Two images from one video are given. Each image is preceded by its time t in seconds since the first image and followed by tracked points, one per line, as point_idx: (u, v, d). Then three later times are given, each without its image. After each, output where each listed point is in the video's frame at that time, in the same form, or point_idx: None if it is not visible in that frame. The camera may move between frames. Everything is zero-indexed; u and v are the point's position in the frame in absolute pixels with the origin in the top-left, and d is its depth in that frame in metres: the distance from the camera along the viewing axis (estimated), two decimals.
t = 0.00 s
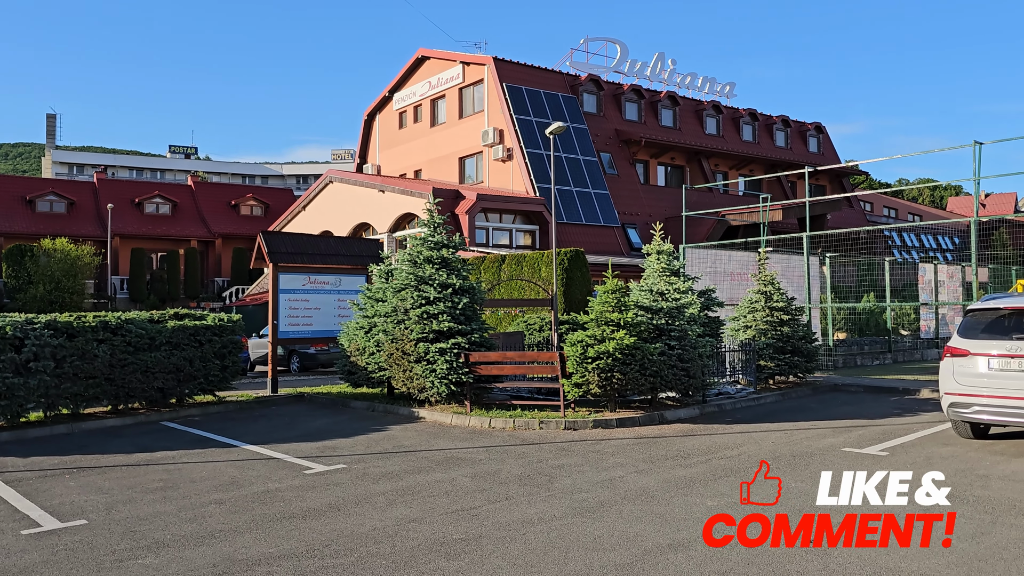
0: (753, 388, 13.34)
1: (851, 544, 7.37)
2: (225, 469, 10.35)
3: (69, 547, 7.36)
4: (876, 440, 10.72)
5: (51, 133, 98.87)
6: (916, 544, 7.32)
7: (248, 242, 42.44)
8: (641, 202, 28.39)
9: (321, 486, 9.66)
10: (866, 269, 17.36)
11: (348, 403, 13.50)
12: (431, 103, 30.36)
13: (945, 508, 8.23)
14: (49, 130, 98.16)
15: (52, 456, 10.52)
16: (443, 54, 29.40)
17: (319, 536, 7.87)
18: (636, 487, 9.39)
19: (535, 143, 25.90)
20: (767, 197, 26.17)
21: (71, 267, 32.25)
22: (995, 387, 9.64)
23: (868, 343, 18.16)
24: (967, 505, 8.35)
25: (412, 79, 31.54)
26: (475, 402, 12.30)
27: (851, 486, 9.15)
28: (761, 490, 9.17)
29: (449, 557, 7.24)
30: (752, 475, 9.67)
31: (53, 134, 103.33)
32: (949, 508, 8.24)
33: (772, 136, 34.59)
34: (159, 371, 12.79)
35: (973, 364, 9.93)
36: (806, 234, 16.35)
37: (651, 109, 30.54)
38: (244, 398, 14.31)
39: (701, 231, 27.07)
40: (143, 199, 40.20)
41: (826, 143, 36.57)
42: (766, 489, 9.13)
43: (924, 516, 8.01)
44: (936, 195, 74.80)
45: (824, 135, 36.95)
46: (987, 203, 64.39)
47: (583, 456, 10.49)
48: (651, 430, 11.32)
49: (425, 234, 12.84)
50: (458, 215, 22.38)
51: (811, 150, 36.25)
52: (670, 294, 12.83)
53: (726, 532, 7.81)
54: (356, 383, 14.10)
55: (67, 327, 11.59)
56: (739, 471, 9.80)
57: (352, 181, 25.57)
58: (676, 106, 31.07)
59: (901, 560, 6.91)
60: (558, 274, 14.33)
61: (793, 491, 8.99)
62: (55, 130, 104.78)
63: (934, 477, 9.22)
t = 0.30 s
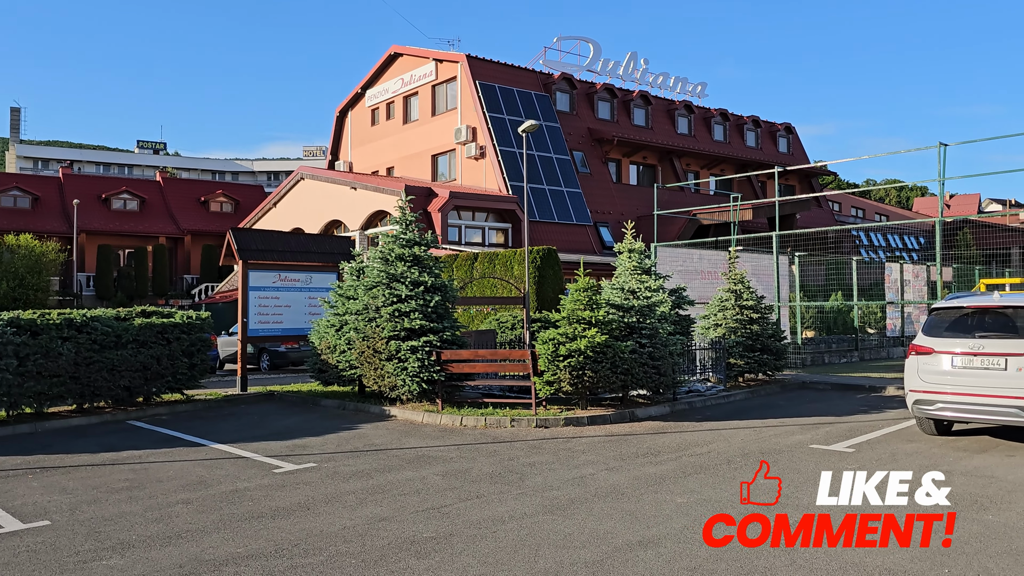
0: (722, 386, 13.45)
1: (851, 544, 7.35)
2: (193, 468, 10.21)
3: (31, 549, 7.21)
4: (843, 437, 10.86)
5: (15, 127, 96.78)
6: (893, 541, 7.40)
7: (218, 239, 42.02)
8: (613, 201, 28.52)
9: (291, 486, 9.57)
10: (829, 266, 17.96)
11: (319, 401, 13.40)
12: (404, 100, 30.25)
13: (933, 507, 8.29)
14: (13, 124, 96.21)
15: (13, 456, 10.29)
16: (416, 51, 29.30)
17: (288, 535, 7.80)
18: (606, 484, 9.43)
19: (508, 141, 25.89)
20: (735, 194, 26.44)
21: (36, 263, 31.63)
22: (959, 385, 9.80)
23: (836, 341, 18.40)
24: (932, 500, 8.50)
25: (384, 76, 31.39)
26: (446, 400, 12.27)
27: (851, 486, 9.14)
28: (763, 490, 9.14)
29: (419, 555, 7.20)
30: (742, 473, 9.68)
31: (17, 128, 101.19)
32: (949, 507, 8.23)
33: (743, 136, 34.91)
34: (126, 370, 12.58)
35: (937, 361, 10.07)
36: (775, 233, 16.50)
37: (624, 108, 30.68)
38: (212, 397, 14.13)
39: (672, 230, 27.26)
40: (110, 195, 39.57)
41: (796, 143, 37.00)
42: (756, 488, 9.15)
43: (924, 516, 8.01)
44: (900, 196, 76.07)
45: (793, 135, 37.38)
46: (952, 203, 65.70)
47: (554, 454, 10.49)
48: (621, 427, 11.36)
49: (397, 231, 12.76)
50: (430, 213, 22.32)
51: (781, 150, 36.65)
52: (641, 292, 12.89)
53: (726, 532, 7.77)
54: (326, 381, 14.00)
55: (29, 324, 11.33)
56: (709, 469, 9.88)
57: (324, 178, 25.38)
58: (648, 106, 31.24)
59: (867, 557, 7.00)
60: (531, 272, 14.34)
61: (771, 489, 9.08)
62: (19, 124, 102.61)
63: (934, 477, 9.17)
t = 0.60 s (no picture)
0: (697, 384, 13.53)
1: (809, 540, 7.47)
2: (166, 468, 10.08)
3: None
4: (816, 434, 10.96)
5: None
6: (868, 538, 7.48)
7: (191, 237, 41.58)
8: (590, 199, 28.60)
9: (265, 486, 9.48)
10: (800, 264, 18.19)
11: (294, 400, 13.30)
12: (380, 97, 30.12)
13: (905, 504, 8.39)
14: None
15: None
16: (392, 48, 29.20)
17: (262, 535, 7.72)
18: (582, 483, 9.44)
19: (486, 139, 25.86)
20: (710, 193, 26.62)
21: (5, 261, 31.07)
22: (930, 383, 9.92)
23: (809, 339, 18.61)
24: (901, 496, 8.64)
25: (361, 73, 31.25)
26: (422, 399, 12.24)
27: (838, 484, 9.16)
28: (752, 488, 9.14)
29: (394, 555, 7.16)
30: (717, 471, 9.75)
31: None
32: (928, 506, 8.30)
33: (718, 136, 35.16)
34: (97, 369, 12.38)
35: (908, 359, 10.19)
36: (750, 232, 16.59)
37: (600, 107, 30.77)
38: (186, 396, 13.97)
39: (649, 229, 27.40)
40: (82, 192, 38.97)
41: (770, 143, 37.35)
42: (731, 486, 9.22)
43: (874, 512, 8.17)
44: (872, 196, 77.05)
45: (768, 135, 37.72)
46: (923, 203, 66.79)
47: (530, 452, 10.49)
48: (597, 426, 11.39)
49: (373, 229, 12.68)
50: (407, 211, 22.24)
51: (756, 150, 36.98)
52: (617, 290, 12.93)
53: (699, 531, 7.81)
54: (301, 380, 13.90)
55: None
56: (683, 467, 9.93)
57: (300, 175, 25.19)
58: (625, 105, 31.36)
59: (839, 554, 7.07)
60: (507, 271, 14.34)
61: (745, 487, 9.15)
62: None
63: (913, 476, 9.24)
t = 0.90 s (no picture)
0: (672, 383, 13.60)
1: (783, 537, 7.53)
2: (136, 470, 9.94)
3: None
4: (788, 432, 11.06)
5: None
6: (839, 534, 7.56)
7: (163, 236, 41.10)
8: (565, 199, 28.66)
9: (238, 487, 9.38)
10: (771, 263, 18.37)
11: (267, 401, 13.18)
12: (355, 96, 29.97)
13: (876, 501, 8.49)
14: None
15: None
16: (367, 46, 29.08)
17: (234, 537, 7.64)
18: (556, 482, 9.45)
19: (461, 138, 25.82)
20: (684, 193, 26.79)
21: None
22: (899, 381, 10.05)
23: (782, 338, 18.83)
24: (871, 493, 8.76)
25: (335, 71, 31.08)
26: (397, 399, 12.19)
27: (804, 482, 9.28)
28: (725, 487, 9.19)
29: (368, 556, 7.12)
30: (690, 470, 9.81)
31: None
32: (896, 502, 8.41)
33: (693, 136, 35.41)
34: (66, 370, 12.16)
35: (879, 358, 10.31)
36: (724, 232, 16.70)
37: (576, 107, 30.85)
38: (157, 397, 13.79)
39: (624, 228, 27.52)
40: (51, 189, 38.25)
41: (743, 143, 37.69)
42: (705, 484, 9.28)
43: (844, 510, 8.26)
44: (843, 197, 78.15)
45: (741, 136, 38.06)
46: (893, 203, 67.76)
47: (505, 452, 10.48)
48: (572, 425, 11.41)
49: (347, 228, 12.60)
50: (381, 210, 22.14)
51: (730, 151, 37.30)
52: (592, 290, 12.99)
53: (672, 529, 7.85)
54: (275, 380, 13.81)
55: None
56: (658, 465, 9.97)
57: (273, 174, 24.98)
58: (599, 105, 31.49)
59: (811, 551, 7.12)
60: (483, 270, 14.33)
61: (719, 485, 9.21)
62: None
63: (882, 473, 9.37)
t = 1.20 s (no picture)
0: (643, 382, 13.66)
1: (751, 535, 7.58)
2: (102, 473, 9.78)
3: None
4: (758, 431, 11.16)
5: None
6: (805, 532, 7.64)
7: (131, 235, 40.54)
8: (539, 199, 28.70)
9: (206, 489, 9.26)
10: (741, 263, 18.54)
11: (237, 402, 13.05)
12: (328, 95, 29.80)
13: (842, 499, 8.58)
14: None
15: None
16: (339, 45, 28.93)
17: (201, 540, 7.54)
18: (528, 482, 9.45)
19: (434, 138, 25.76)
20: (657, 194, 26.96)
21: None
22: (866, 380, 10.16)
23: (752, 338, 19.03)
24: (838, 490, 8.85)
25: (308, 70, 30.86)
26: (368, 400, 12.11)
27: (774, 480, 9.34)
28: (694, 486, 9.25)
29: (338, 557, 7.06)
30: (660, 469, 9.85)
31: None
32: (863, 500, 8.50)
33: (666, 137, 35.66)
34: (30, 371, 11.93)
35: (846, 357, 10.41)
36: (695, 232, 16.79)
37: (550, 108, 30.91)
38: (125, 398, 13.58)
39: (597, 229, 27.61)
40: (16, 187, 37.56)
41: (715, 144, 38.03)
42: (674, 483, 9.33)
43: (810, 508, 8.35)
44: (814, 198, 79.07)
45: (713, 137, 38.39)
46: (861, 204, 68.85)
47: (476, 452, 10.46)
48: (544, 425, 11.41)
49: (319, 228, 12.51)
50: (354, 209, 22.03)
51: (702, 152, 37.63)
52: (564, 290, 13.02)
53: (641, 528, 7.88)
54: (245, 381, 13.69)
55: None
56: (629, 464, 10.01)
57: (245, 172, 24.72)
58: (573, 106, 31.59)
59: (778, 549, 7.18)
60: (455, 270, 14.30)
61: (688, 484, 9.27)
62: None
63: (849, 472, 9.47)
